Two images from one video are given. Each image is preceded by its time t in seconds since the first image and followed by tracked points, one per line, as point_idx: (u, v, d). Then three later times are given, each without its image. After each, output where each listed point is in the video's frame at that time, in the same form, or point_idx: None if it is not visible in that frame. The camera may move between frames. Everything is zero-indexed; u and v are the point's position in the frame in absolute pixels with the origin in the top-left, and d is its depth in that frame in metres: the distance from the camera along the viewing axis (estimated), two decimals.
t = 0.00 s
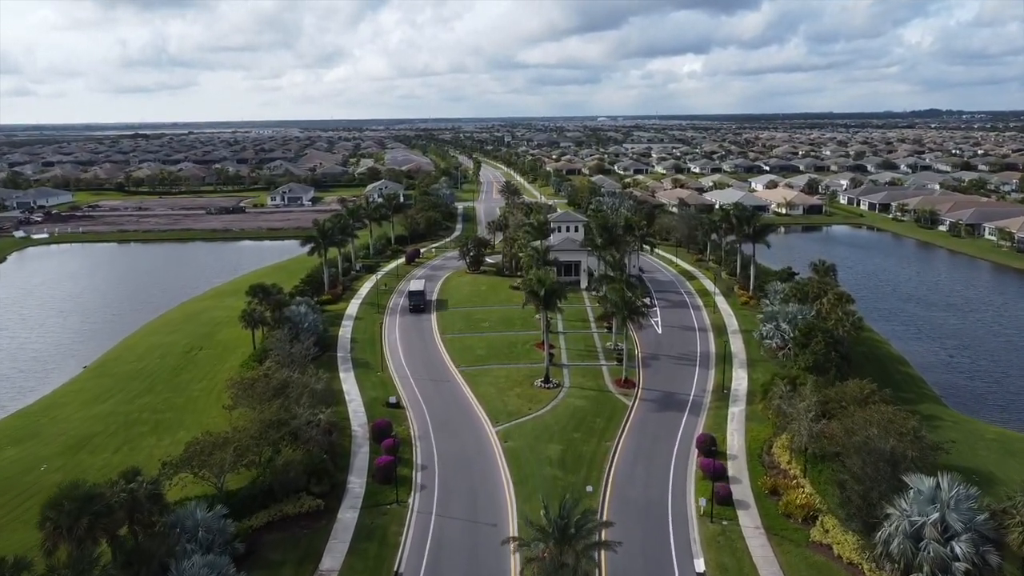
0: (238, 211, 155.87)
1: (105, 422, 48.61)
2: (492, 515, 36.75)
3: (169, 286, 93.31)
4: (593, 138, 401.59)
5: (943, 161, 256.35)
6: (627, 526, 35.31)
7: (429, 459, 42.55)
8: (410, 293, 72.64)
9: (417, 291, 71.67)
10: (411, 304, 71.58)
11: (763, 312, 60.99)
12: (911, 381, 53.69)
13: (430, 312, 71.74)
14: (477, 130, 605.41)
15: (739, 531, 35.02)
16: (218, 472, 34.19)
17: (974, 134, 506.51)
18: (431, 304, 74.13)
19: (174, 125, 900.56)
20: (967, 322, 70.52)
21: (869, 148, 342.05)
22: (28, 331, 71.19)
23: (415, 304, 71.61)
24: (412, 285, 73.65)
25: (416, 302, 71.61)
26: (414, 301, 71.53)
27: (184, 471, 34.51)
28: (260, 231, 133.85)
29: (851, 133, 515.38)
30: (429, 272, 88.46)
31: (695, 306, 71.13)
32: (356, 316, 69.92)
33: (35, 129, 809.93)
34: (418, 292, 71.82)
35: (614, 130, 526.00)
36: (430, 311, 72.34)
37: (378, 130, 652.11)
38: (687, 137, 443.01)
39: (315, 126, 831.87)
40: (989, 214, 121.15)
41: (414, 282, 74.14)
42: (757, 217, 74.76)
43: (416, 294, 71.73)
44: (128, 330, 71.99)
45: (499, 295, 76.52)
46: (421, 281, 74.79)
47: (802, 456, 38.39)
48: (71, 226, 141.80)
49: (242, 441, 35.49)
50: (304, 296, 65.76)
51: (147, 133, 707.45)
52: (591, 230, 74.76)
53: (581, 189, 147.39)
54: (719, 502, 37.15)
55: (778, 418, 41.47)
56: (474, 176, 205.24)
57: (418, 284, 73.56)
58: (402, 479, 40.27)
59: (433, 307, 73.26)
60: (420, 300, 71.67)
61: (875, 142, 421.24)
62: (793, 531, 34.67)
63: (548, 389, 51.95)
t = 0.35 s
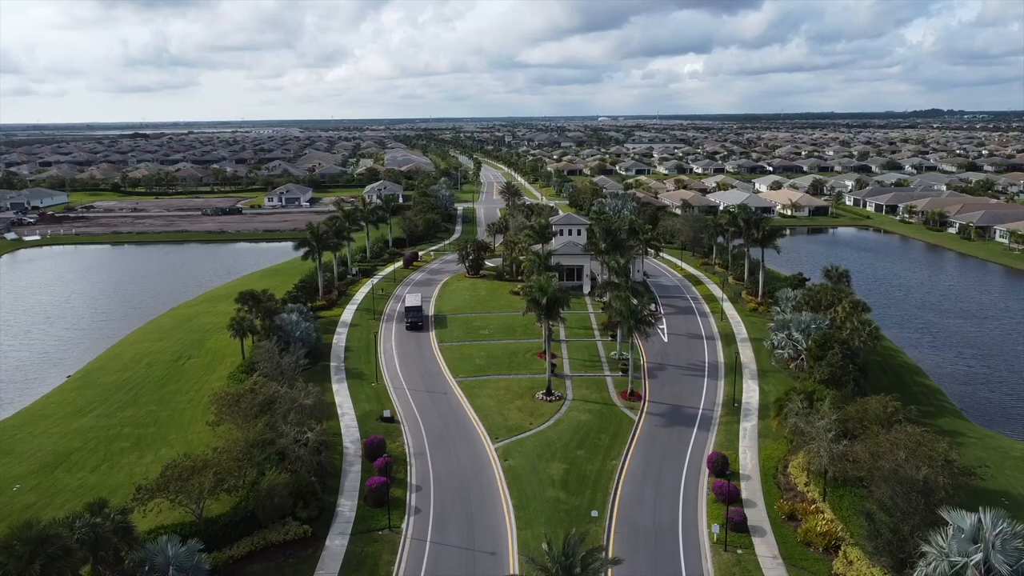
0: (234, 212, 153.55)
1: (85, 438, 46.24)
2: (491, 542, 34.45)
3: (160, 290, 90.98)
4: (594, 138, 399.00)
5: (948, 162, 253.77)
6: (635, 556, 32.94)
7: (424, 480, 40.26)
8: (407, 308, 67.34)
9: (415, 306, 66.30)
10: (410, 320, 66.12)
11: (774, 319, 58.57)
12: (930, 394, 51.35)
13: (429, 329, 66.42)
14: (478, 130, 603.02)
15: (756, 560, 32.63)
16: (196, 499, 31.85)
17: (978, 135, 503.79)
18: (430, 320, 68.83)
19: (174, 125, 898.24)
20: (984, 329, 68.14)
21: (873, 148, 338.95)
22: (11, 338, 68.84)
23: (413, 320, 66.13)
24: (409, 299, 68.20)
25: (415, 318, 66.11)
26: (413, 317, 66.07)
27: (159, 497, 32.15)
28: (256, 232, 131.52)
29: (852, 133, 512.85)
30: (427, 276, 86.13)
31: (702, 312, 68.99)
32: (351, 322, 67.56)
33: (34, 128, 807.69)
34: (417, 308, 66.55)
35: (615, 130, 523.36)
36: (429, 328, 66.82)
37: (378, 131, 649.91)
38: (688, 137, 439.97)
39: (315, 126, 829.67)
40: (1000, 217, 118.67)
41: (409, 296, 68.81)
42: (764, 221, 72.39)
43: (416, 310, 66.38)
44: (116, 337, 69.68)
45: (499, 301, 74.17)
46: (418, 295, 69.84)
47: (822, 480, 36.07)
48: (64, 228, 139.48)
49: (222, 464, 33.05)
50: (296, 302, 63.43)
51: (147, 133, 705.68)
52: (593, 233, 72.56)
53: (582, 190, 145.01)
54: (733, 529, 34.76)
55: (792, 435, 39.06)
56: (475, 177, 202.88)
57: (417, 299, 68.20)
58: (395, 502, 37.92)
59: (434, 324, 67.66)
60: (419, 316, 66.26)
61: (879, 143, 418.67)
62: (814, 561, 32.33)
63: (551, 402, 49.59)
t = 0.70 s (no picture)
0: (230, 214, 150.97)
1: (59, 458, 43.57)
2: None
3: (151, 295, 88.34)
4: (595, 137, 396.28)
5: (953, 163, 250.89)
6: None
7: (419, 506, 37.51)
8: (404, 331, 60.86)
9: (413, 328, 59.94)
10: (407, 343, 59.68)
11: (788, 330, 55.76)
12: (955, 409, 48.65)
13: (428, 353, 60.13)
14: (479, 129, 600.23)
15: None
16: (167, 535, 29.15)
17: (982, 135, 500.46)
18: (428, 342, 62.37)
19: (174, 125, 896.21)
20: (1005, 339, 65.41)
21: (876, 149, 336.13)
22: None
23: (410, 344, 59.69)
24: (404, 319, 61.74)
25: (412, 341, 59.67)
26: (410, 340, 59.63)
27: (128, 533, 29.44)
28: (251, 234, 128.88)
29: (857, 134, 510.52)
30: (425, 281, 83.46)
31: (711, 320, 66.40)
32: (346, 331, 64.93)
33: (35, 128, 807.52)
34: (415, 330, 60.14)
35: (617, 130, 520.53)
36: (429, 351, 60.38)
37: (379, 130, 647.26)
38: (690, 138, 436.64)
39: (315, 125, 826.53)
40: (1013, 219, 115.90)
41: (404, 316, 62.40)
42: (774, 224, 69.60)
43: (413, 332, 59.92)
44: (101, 345, 67.06)
45: (500, 308, 71.48)
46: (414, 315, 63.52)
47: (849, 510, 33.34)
48: (56, 229, 136.84)
49: (198, 495, 30.35)
50: (288, 310, 60.76)
51: (147, 131, 703.74)
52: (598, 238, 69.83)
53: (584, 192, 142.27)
54: (752, 564, 32.04)
55: (813, 459, 36.37)
56: (475, 178, 200.07)
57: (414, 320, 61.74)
58: (387, 531, 35.23)
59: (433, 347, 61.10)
60: (417, 339, 59.84)
61: (883, 142, 416.31)
62: None
63: (554, 419, 46.85)
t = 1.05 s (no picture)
0: (227, 215, 148.62)
1: (34, 478, 41.20)
2: None
3: (141, 300, 85.97)
4: (596, 138, 393.90)
5: (959, 163, 248.26)
6: None
7: (413, 533, 35.12)
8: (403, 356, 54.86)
9: (411, 354, 53.91)
10: (406, 371, 53.69)
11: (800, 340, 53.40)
12: (978, 426, 46.30)
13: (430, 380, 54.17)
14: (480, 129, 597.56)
15: None
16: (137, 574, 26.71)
17: (986, 135, 497.43)
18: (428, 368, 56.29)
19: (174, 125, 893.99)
20: None
21: (880, 149, 333.48)
22: None
23: (409, 371, 53.67)
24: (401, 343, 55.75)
25: (411, 368, 53.71)
26: (409, 368, 53.61)
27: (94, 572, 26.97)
28: (247, 237, 126.55)
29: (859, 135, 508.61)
30: (424, 286, 81.08)
31: (719, 328, 64.12)
32: (340, 340, 62.60)
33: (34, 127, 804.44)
34: (414, 356, 54.12)
35: (619, 131, 518.38)
36: (429, 379, 54.31)
37: (379, 130, 644.55)
38: (693, 138, 433.62)
39: (316, 125, 823.82)
40: None
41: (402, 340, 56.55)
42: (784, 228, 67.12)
43: (413, 359, 53.89)
44: (86, 355, 64.73)
45: (500, 314, 69.11)
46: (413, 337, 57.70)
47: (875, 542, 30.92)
48: (48, 231, 134.42)
49: (172, 528, 27.92)
50: (280, 319, 58.42)
51: (146, 131, 701.33)
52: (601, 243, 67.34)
53: (586, 193, 139.79)
54: None
55: (835, 485, 34.05)
56: (475, 178, 197.54)
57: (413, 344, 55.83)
58: (378, 562, 32.88)
59: (434, 375, 54.95)
60: (417, 365, 53.84)
61: (886, 142, 412.29)
62: None
63: (557, 436, 44.45)
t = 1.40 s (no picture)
0: (222, 216, 146.01)
1: (2, 502, 38.63)
2: None
3: (130, 305, 83.37)
4: (597, 138, 391.20)
5: (965, 163, 245.53)
6: None
7: (406, 566, 32.56)
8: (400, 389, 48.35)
9: (412, 388, 47.46)
10: (405, 408, 47.28)
11: (816, 353, 50.78)
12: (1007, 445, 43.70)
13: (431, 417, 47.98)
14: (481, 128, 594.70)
15: None
16: None
17: (990, 135, 494.09)
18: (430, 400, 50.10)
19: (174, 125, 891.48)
20: None
21: (884, 149, 330.44)
22: None
23: (409, 409, 47.31)
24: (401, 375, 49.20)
25: (411, 404, 47.37)
26: (409, 405, 47.23)
27: None
28: (242, 239, 123.96)
29: (863, 134, 505.57)
30: (421, 292, 78.50)
31: (729, 338, 61.53)
32: (333, 349, 59.99)
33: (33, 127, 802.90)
34: (415, 390, 47.61)
35: (621, 131, 515.47)
36: (432, 416, 48.01)
37: (380, 129, 641.73)
38: (694, 138, 430.94)
39: (316, 125, 820.90)
40: None
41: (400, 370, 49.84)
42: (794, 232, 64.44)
43: (413, 394, 47.44)
44: (70, 364, 62.19)
45: (500, 322, 66.52)
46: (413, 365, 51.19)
47: None
48: (40, 233, 131.82)
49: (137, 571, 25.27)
50: (269, 328, 55.86)
51: (145, 131, 698.23)
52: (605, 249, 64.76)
53: (588, 194, 137.08)
54: None
55: (862, 517, 31.52)
56: (476, 179, 194.79)
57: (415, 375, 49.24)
58: None
59: (438, 411, 48.61)
60: (417, 401, 47.47)
61: (889, 142, 409.66)
62: None
63: (560, 456, 41.83)
